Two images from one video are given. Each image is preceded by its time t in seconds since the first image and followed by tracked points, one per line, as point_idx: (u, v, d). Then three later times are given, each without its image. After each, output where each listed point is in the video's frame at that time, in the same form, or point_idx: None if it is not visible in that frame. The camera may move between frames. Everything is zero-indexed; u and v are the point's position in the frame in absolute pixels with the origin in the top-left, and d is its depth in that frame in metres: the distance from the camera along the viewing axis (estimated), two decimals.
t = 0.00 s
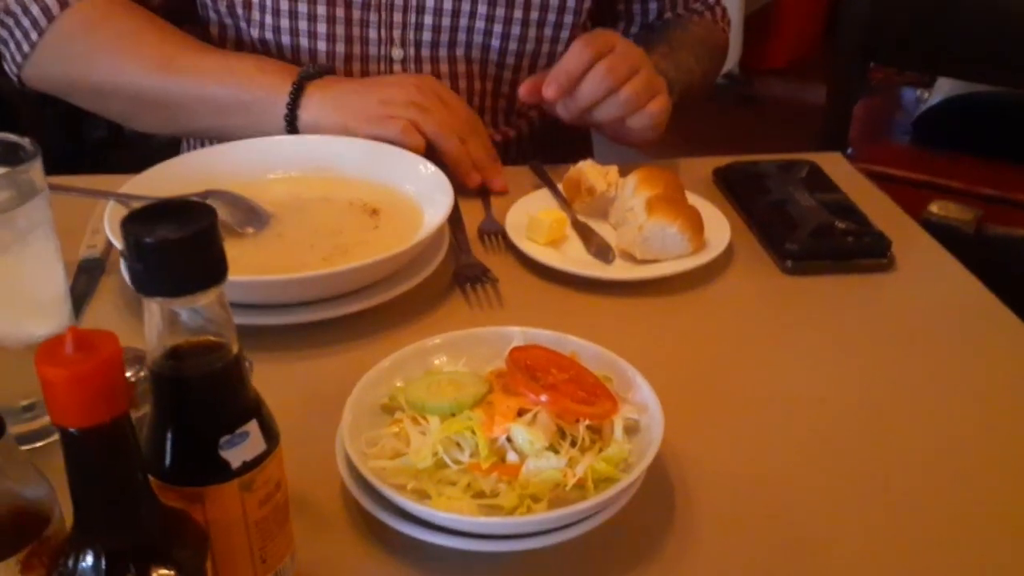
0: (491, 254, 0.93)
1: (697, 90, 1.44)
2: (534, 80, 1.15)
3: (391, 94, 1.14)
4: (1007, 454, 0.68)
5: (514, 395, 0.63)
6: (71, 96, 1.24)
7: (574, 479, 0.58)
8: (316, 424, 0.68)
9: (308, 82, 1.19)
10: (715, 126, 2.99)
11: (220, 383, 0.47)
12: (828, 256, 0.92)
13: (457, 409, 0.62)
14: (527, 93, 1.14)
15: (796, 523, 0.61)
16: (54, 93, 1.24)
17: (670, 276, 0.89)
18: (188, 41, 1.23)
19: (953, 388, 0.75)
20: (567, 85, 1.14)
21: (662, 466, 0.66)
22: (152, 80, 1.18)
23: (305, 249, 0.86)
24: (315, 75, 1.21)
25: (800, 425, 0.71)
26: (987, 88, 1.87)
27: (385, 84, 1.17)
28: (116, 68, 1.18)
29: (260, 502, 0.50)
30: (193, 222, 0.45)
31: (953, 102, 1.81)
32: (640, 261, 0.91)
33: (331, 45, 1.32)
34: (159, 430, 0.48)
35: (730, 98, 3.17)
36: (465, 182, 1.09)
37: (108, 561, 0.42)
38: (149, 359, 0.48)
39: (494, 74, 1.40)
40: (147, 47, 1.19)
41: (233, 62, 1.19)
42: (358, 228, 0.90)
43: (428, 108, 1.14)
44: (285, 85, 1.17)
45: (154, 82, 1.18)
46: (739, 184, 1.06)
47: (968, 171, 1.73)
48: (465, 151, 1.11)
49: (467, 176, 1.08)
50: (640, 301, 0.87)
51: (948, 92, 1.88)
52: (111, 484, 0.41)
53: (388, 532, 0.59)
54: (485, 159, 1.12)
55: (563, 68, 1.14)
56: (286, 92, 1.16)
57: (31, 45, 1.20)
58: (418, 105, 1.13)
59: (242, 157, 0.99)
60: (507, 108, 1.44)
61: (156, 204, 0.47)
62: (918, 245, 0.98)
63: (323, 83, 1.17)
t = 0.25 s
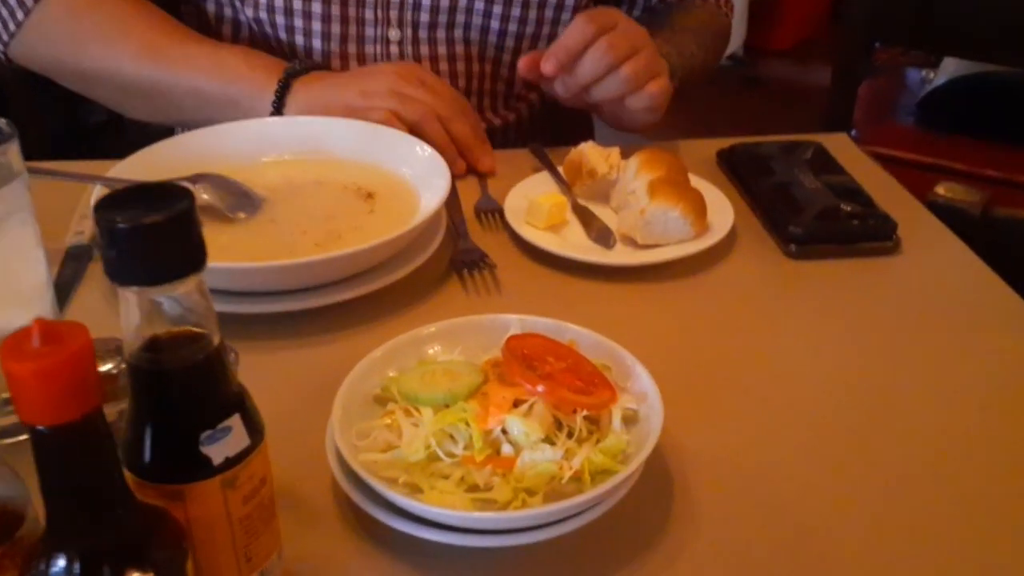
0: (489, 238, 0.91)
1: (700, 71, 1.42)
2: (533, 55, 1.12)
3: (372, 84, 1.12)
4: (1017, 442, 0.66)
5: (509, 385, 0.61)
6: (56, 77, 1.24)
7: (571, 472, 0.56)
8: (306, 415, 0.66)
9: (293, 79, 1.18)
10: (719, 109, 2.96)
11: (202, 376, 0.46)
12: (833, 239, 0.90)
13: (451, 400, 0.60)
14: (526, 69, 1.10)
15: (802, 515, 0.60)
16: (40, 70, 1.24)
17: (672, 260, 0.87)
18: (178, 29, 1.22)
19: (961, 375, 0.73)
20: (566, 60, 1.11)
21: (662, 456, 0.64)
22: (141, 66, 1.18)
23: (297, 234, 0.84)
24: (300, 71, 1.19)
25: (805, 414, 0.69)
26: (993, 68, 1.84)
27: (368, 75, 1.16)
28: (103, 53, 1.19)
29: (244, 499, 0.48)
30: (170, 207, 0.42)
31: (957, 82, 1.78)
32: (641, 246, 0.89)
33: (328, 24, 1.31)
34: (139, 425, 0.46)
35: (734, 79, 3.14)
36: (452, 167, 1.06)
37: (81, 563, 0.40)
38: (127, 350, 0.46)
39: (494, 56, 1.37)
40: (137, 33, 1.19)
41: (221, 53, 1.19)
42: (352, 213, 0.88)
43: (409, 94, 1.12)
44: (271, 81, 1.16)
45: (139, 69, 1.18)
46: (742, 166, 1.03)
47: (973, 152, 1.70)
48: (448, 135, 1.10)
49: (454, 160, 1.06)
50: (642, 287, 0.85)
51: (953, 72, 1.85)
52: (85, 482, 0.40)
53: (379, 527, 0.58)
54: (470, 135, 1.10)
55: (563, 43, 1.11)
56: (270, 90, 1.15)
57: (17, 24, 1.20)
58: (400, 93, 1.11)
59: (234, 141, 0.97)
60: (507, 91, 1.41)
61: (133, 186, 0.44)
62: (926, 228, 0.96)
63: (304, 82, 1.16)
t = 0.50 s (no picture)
0: (485, 223, 0.89)
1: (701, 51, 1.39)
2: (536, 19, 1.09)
3: (366, 63, 1.10)
4: None
5: (506, 376, 0.59)
6: (44, 59, 1.22)
7: (570, 465, 0.54)
8: (295, 406, 0.64)
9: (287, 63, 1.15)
10: (720, 90, 2.93)
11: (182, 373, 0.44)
12: (839, 223, 0.87)
13: (445, 392, 0.58)
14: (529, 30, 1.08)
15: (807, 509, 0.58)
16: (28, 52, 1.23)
17: (674, 246, 0.85)
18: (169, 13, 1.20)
19: (970, 363, 0.71)
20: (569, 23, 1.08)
21: (662, 448, 0.62)
22: (129, 49, 1.16)
23: (288, 219, 0.81)
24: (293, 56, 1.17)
25: (810, 404, 0.67)
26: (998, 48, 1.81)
27: (363, 57, 1.13)
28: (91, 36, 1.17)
29: (226, 498, 0.46)
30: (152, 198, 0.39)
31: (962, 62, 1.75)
32: (642, 231, 0.86)
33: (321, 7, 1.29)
34: (116, 423, 0.44)
35: (737, 60, 3.10)
36: (448, 141, 1.05)
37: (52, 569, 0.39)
38: (104, 347, 0.44)
39: (492, 37, 1.35)
40: (126, 17, 1.17)
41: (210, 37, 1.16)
42: (344, 197, 0.86)
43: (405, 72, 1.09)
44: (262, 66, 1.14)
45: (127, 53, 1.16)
46: (746, 148, 1.01)
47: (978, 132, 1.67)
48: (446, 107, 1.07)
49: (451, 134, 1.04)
50: (642, 273, 0.82)
51: (958, 52, 1.82)
52: (56, 488, 0.38)
53: (369, 523, 0.56)
54: (467, 105, 1.08)
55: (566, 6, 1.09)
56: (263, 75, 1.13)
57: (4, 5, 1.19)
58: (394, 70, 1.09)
59: (224, 124, 0.95)
60: (505, 73, 1.39)
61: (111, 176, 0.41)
62: (934, 212, 0.93)
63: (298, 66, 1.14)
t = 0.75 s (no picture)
0: (481, 208, 0.86)
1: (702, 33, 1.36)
2: None
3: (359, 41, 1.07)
4: None
5: (502, 367, 0.57)
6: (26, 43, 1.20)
7: (569, 460, 0.52)
8: (285, 400, 0.62)
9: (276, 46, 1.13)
10: (719, 73, 2.90)
11: (164, 370, 0.41)
12: (844, 206, 0.85)
13: (439, 383, 0.56)
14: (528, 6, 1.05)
15: (816, 503, 0.56)
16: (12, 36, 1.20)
17: (675, 230, 0.82)
18: None
19: (982, 349, 0.69)
20: None
21: (664, 439, 0.60)
22: (115, 32, 1.14)
23: (277, 206, 0.79)
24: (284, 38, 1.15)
25: (818, 393, 0.64)
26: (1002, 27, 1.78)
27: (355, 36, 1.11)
28: (74, 20, 1.15)
29: (209, 498, 0.44)
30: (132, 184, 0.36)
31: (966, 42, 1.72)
32: (643, 215, 0.84)
33: None
34: (92, 421, 0.42)
35: (736, 42, 3.07)
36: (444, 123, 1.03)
37: None
38: (79, 343, 0.42)
39: (488, 19, 1.32)
40: None
41: (199, 20, 1.14)
42: (337, 182, 0.83)
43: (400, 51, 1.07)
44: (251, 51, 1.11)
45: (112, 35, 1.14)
46: (749, 130, 0.99)
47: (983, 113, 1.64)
48: (446, 89, 1.06)
49: (448, 114, 1.04)
50: (643, 259, 0.80)
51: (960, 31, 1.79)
52: (28, 493, 0.35)
53: (360, 520, 0.54)
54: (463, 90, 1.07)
55: None
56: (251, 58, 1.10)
57: None
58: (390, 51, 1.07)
59: (212, 108, 0.92)
60: (502, 55, 1.36)
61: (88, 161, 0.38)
62: (942, 195, 0.91)
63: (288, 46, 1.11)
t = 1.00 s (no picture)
0: (479, 193, 0.84)
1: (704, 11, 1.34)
2: None
3: None
4: None
5: (499, 360, 0.55)
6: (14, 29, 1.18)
7: (568, 455, 0.50)
8: (277, 391, 0.60)
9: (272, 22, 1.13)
10: (723, 52, 2.86)
11: (138, 365, 0.40)
12: (850, 188, 0.83)
13: (433, 376, 0.54)
14: None
15: (821, 497, 0.54)
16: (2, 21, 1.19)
17: (678, 215, 0.80)
18: None
19: (992, 336, 0.67)
20: None
21: (666, 432, 0.59)
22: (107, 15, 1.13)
23: (269, 192, 0.77)
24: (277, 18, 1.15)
25: (825, 383, 0.63)
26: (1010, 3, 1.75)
27: None
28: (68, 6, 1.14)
29: (193, 499, 0.43)
30: (91, 170, 0.35)
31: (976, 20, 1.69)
32: (643, 199, 0.82)
33: None
34: (66, 421, 0.41)
35: (739, 21, 3.04)
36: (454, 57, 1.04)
37: None
38: (49, 338, 0.41)
39: None
40: None
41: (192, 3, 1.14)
42: (329, 167, 0.81)
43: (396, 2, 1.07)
44: (248, 31, 1.11)
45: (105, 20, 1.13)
46: (753, 111, 0.96)
47: (994, 94, 1.61)
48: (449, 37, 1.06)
49: (457, 62, 1.08)
50: (644, 245, 0.78)
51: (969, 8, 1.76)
52: None
53: (353, 517, 0.52)
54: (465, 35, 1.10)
55: None
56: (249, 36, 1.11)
57: None
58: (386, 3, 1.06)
59: (203, 91, 0.91)
60: (501, 41, 1.34)
61: (45, 144, 0.37)
62: (952, 177, 0.89)
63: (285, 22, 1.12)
